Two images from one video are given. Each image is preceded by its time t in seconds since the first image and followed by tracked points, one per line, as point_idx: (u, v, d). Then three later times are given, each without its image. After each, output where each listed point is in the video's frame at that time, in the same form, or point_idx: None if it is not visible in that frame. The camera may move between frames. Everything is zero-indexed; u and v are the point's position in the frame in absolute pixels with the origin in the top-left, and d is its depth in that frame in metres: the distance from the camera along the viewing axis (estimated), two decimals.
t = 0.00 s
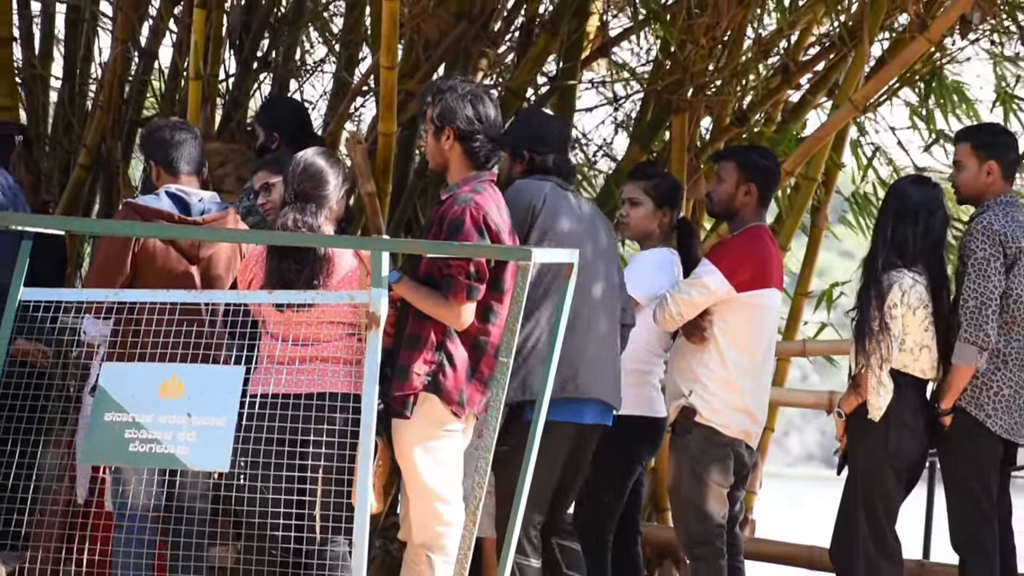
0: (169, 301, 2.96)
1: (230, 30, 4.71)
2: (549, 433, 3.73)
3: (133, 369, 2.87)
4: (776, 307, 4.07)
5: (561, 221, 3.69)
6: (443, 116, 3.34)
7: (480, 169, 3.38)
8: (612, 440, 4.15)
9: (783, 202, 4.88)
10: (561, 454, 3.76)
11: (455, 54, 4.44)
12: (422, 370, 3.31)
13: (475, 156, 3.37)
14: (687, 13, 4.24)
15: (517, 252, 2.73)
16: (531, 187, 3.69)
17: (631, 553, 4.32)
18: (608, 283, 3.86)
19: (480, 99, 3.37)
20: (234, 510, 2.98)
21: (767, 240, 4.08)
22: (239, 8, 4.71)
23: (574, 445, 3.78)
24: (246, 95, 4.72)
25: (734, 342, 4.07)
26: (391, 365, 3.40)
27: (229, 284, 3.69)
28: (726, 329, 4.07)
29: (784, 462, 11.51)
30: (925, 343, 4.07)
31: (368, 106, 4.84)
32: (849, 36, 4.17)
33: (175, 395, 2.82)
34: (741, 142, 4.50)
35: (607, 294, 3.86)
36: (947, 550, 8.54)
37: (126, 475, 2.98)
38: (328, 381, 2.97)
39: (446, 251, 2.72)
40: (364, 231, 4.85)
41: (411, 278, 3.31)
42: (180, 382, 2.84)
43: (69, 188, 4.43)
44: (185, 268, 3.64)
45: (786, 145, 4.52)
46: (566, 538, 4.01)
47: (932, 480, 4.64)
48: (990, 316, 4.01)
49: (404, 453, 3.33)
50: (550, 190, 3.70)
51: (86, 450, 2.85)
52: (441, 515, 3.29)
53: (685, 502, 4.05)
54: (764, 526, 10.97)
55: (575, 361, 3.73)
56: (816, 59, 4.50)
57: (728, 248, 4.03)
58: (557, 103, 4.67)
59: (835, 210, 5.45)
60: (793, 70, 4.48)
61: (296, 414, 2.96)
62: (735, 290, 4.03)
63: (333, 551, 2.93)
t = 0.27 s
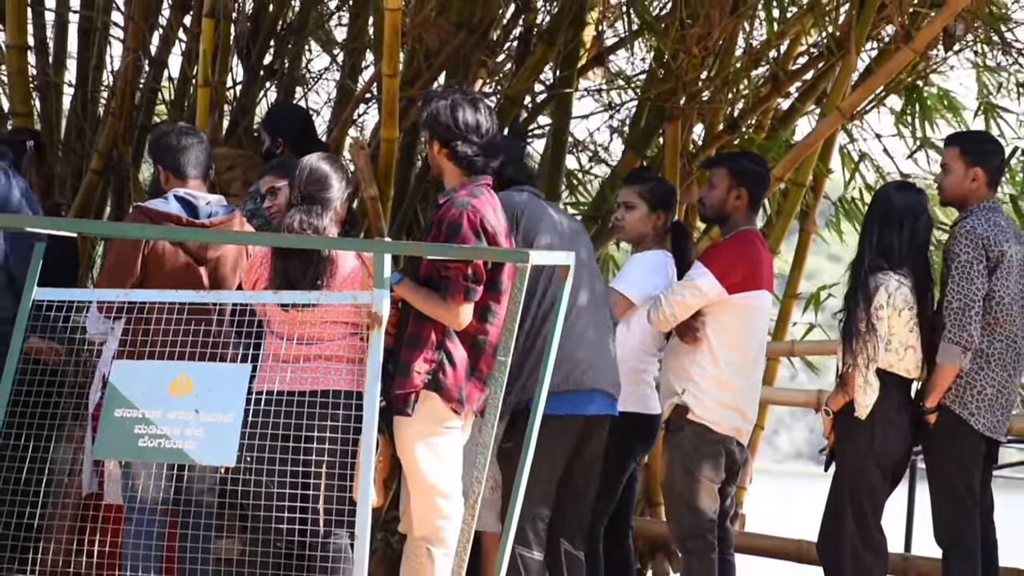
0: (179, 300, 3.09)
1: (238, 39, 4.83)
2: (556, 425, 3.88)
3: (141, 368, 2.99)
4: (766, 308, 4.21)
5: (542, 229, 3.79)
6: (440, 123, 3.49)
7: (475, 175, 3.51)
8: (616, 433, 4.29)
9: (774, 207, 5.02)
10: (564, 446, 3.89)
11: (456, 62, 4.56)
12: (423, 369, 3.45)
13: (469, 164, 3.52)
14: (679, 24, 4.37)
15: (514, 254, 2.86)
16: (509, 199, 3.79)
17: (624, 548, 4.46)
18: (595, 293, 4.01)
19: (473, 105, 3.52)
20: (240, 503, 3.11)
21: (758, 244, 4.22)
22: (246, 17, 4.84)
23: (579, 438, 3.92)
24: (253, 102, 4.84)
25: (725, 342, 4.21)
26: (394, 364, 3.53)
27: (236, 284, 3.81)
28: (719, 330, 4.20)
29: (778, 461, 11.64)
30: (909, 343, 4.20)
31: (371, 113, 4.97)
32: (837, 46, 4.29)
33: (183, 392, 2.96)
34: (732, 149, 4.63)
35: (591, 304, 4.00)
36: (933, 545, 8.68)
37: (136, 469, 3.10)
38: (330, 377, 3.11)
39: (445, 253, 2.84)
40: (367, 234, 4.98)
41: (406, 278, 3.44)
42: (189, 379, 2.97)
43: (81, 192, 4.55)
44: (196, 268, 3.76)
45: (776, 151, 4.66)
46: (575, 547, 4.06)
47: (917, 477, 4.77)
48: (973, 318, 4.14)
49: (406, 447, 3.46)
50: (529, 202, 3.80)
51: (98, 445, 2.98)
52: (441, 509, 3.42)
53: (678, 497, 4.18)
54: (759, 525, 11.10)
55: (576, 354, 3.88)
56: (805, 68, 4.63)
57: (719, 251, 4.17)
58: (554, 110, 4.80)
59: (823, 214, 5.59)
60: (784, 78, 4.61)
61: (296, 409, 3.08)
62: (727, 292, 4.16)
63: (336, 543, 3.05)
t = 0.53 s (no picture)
0: (183, 300, 3.14)
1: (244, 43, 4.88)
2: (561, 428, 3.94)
3: (144, 368, 3.04)
4: (762, 312, 4.27)
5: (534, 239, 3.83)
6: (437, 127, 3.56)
7: (473, 177, 3.58)
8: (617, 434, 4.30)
9: (771, 212, 5.08)
10: (564, 450, 3.95)
11: (459, 67, 4.61)
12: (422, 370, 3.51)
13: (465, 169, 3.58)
14: (679, 31, 4.43)
15: (514, 258, 2.93)
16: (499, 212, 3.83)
17: (619, 547, 4.52)
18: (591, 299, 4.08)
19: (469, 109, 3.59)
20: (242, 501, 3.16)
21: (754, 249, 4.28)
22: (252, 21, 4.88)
23: (581, 442, 3.98)
24: (258, 105, 4.89)
25: (723, 346, 4.27)
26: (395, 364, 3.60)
27: (240, 284, 3.82)
28: (715, 333, 4.26)
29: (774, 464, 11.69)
30: (900, 348, 4.26)
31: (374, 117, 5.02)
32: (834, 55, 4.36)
33: (187, 391, 3.01)
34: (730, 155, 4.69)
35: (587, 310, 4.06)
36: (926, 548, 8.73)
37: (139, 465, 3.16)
38: (333, 380, 3.17)
39: (446, 256, 2.91)
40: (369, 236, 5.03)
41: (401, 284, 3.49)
42: (192, 378, 3.03)
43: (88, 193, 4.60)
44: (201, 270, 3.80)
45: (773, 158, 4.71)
46: (572, 546, 4.15)
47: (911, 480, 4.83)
48: (968, 324, 4.20)
49: (407, 448, 3.52)
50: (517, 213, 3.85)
51: (102, 442, 3.03)
52: (440, 508, 3.48)
53: (673, 498, 4.23)
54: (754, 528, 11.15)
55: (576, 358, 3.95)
56: (803, 76, 4.68)
57: (716, 257, 4.23)
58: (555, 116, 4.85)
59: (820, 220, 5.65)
60: (782, 86, 4.67)
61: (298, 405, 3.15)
62: (723, 296, 4.22)
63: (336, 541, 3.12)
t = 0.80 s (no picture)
0: (186, 301, 3.13)
1: (245, 44, 4.87)
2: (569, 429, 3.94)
3: (150, 367, 3.05)
4: (762, 312, 4.27)
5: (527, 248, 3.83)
6: (431, 128, 3.58)
7: (473, 178, 3.59)
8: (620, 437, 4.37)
9: (771, 213, 5.08)
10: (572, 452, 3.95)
11: (460, 68, 4.61)
12: (423, 369, 3.51)
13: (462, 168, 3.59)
14: (680, 32, 4.43)
15: (515, 258, 2.93)
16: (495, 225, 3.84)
17: (620, 548, 4.52)
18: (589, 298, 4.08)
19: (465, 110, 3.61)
20: (244, 501, 3.16)
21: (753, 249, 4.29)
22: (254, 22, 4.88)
23: (589, 444, 3.98)
24: (259, 106, 4.88)
25: (723, 346, 4.27)
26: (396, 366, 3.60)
27: (241, 285, 3.77)
28: (715, 334, 4.26)
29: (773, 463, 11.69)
30: (897, 349, 4.26)
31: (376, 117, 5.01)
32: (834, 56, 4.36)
33: (188, 391, 3.02)
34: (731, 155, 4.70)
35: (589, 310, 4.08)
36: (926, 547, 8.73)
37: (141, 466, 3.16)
38: (331, 378, 3.15)
39: (448, 256, 2.91)
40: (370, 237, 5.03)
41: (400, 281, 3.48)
42: (193, 379, 3.03)
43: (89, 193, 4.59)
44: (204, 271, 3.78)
45: (774, 158, 4.71)
46: (577, 547, 4.16)
47: (911, 480, 4.84)
48: (971, 324, 4.20)
49: (408, 447, 3.52)
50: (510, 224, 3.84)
51: (104, 444, 3.03)
52: (441, 509, 3.48)
53: (674, 499, 4.24)
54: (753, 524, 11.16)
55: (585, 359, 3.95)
56: (804, 77, 4.68)
57: (714, 256, 4.24)
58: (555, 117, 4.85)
59: (820, 220, 5.65)
60: (782, 87, 4.67)
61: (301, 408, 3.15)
62: (723, 296, 4.23)
63: (338, 542, 3.11)
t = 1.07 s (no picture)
0: (188, 297, 3.12)
1: (248, 40, 4.86)
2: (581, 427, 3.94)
3: (147, 362, 3.05)
4: (763, 311, 4.27)
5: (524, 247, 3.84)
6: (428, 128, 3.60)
7: (472, 175, 3.61)
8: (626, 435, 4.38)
9: (773, 212, 5.08)
10: (580, 449, 3.96)
11: (462, 65, 4.60)
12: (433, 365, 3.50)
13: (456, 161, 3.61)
14: (683, 30, 4.41)
15: (518, 256, 2.92)
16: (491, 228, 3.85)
17: (622, 546, 4.53)
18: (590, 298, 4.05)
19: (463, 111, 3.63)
20: (247, 499, 3.15)
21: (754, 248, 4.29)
22: (257, 19, 4.87)
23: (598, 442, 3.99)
24: (262, 103, 4.87)
25: (723, 345, 4.27)
26: (399, 363, 3.61)
27: (241, 281, 3.78)
28: (715, 332, 4.26)
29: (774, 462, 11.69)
30: (898, 348, 4.26)
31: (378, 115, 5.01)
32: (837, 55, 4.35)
33: (189, 388, 3.01)
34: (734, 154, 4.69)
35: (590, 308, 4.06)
36: (925, 545, 8.73)
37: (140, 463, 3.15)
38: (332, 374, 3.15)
39: (450, 254, 2.91)
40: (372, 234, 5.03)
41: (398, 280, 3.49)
42: (195, 375, 3.03)
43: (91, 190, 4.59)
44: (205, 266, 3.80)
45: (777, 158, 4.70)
46: (580, 545, 4.17)
47: (912, 480, 4.84)
48: (974, 324, 4.20)
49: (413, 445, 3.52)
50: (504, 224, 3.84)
51: (106, 440, 3.03)
52: (443, 507, 3.48)
53: (674, 497, 4.24)
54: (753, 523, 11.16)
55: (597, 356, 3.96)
56: (807, 76, 4.68)
57: (715, 255, 4.23)
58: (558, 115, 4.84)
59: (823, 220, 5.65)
60: (785, 86, 4.66)
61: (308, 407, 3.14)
62: (723, 295, 4.22)
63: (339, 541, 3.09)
